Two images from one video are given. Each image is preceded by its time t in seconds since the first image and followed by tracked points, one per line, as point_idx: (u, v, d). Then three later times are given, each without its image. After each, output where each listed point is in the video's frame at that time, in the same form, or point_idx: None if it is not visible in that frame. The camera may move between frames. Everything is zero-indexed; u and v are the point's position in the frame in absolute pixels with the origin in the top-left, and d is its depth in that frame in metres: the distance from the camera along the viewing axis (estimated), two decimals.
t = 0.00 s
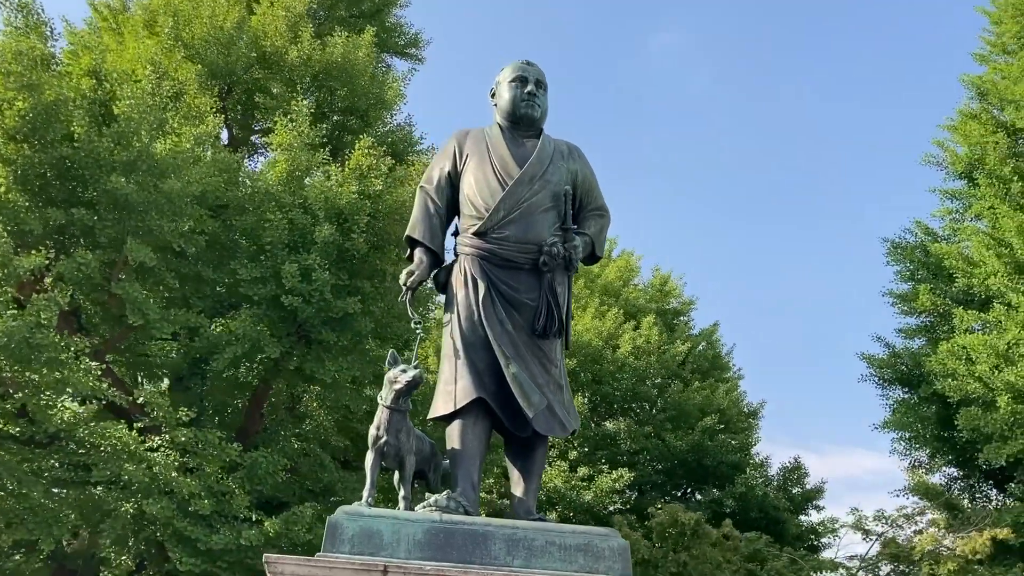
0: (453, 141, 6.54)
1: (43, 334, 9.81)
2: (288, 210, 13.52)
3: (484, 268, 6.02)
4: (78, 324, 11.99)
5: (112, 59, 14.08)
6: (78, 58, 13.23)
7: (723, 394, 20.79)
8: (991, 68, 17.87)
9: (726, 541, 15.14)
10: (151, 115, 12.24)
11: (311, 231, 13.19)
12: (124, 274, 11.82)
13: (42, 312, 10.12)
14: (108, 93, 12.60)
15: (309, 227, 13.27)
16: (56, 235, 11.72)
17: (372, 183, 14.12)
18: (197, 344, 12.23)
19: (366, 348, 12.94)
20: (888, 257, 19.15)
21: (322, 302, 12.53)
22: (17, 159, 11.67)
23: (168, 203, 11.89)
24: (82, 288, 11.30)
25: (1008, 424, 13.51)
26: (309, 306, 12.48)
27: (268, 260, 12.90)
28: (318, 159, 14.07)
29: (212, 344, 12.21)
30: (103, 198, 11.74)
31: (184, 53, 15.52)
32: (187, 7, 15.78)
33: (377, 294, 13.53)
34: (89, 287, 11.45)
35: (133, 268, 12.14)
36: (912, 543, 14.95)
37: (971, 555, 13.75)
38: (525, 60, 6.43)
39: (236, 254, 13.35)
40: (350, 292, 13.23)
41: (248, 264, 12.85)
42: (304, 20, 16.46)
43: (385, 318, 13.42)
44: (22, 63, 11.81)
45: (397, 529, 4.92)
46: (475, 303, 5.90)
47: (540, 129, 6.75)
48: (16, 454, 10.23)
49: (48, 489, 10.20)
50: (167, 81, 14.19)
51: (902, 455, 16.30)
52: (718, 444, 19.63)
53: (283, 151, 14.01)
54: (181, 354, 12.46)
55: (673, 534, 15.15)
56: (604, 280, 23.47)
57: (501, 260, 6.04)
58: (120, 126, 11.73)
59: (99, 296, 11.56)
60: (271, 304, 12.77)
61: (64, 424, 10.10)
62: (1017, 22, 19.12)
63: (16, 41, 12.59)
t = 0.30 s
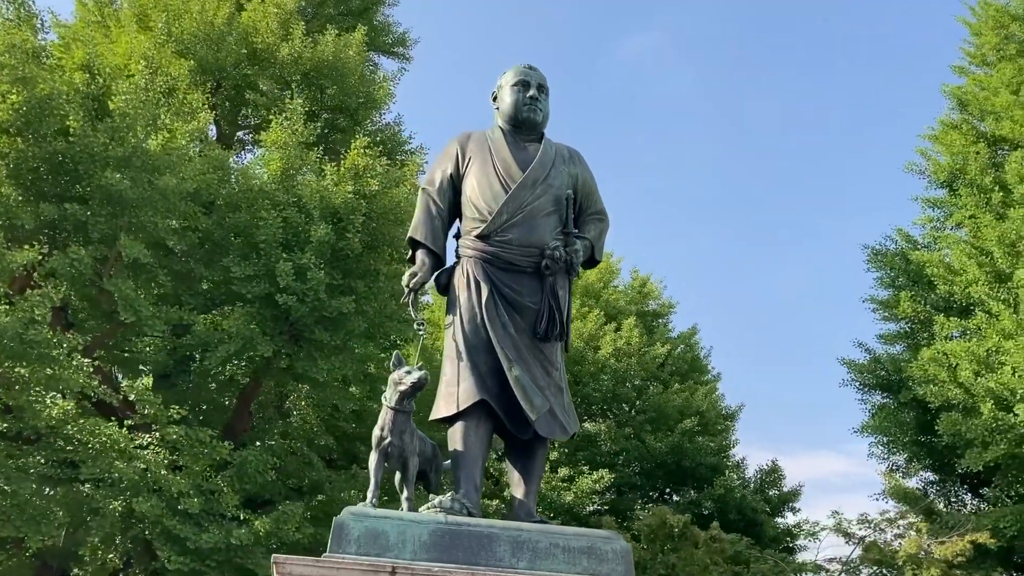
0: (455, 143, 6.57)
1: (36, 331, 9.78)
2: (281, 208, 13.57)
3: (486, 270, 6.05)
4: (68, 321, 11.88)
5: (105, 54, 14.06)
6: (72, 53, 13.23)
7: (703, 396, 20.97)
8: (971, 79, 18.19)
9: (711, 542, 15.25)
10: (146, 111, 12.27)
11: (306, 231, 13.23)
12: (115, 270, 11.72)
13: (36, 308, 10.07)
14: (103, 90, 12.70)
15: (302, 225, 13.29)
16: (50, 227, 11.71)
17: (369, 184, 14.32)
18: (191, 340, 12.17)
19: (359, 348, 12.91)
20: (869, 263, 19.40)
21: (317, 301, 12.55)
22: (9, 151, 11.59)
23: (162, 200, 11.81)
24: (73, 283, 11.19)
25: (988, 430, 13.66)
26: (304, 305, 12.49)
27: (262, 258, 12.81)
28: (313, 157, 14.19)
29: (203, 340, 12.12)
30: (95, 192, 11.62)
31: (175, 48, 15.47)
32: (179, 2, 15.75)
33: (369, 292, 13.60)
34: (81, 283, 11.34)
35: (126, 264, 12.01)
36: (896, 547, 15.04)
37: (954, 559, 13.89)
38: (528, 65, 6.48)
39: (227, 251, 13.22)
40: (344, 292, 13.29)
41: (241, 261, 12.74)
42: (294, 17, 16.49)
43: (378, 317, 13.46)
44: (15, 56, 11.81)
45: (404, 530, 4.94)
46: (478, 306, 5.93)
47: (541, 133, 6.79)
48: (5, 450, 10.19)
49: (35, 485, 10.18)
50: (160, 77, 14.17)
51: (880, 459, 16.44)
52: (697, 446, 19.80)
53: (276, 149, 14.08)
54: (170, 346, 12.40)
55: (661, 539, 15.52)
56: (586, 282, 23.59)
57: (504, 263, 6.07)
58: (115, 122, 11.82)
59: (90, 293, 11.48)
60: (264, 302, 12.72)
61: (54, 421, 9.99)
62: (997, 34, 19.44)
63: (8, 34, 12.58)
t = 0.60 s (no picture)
0: (459, 146, 6.60)
1: (31, 328, 9.80)
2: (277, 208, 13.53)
3: (491, 273, 6.08)
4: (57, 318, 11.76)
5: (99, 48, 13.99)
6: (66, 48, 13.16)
7: (683, 398, 21.13)
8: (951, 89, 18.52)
9: (698, 543, 15.39)
10: (143, 108, 12.25)
11: (303, 231, 13.25)
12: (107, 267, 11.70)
13: (30, 304, 9.97)
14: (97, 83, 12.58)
15: (297, 223, 13.37)
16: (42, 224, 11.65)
17: (364, 183, 14.44)
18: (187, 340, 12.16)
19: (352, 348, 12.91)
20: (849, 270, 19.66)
21: (312, 301, 12.56)
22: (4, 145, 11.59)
23: (160, 197, 11.80)
24: (67, 279, 11.11)
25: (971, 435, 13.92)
26: (299, 305, 12.48)
27: (257, 256, 12.78)
28: (308, 157, 14.23)
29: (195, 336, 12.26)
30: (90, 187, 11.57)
31: (166, 44, 15.41)
32: None
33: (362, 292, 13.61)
34: (73, 279, 11.28)
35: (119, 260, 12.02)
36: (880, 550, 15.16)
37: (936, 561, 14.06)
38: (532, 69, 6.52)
39: (220, 247, 13.12)
40: (338, 291, 13.34)
41: (235, 260, 12.74)
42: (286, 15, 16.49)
43: (372, 317, 13.48)
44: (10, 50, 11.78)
45: (412, 531, 4.97)
46: (482, 307, 5.96)
47: (544, 137, 6.83)
48: None
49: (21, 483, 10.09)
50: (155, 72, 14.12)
51: (860, 462, 16.62)
52: (678, 447, 19.97)
53: (271, 148, 14.12)
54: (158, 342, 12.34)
55: (652, 540, 15.70)
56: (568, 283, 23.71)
57: (508, 266, 6.11)
58: (113, 118, 11.75)
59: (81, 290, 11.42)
60: (258, 301, 12.71)
61: (41, 417, 9.96)
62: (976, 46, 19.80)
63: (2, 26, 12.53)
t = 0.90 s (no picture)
0: (464, 151, 6.63)
1: (25, 324, 9.85)
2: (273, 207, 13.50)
3: (496, 278, 6.12)
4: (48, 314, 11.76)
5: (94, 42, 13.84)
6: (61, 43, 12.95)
7: (664, 400, 21.27)
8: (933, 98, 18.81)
9: (683, 545, 15.55)
10: (139, 105, 12.28)
11: (302, 232, 13.25)
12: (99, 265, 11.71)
13: (26, 302, 9.99)
14: (95, 76, 12.36)
15: (293, 221, 13.29)
16: (36, 220, 11.61)
17: (361, 183, 14.46)
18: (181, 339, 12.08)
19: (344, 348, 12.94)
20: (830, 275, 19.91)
21: (307, 301, 12.54)
22: None
23: (155, 196, 11.92)
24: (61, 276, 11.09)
25: (953, 441, 14.14)
26: (294, 305, 12.47)
27: (253, 256, 12.79)
28: (303, 157, 14.23)
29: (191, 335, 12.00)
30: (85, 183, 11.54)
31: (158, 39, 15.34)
32: None
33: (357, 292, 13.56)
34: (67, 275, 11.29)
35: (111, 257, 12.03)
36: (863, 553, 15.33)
37: (918, 564, 14.25)
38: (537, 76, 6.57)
39: (215, 245, 13.07)
40: (334, 291, 13.25)
41: (229, 259, 12.73)
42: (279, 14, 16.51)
43: (365, 317, 13.51)
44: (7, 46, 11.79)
45: (420, 535, 5.00)
46: (487, 312, 6.00)
47: (547, 143, 6.88)
48: None
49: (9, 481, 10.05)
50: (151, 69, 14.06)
51: (840, 465, 16.82)
52: (657, 449, 20.12)
53: (268, 147, 14.11)
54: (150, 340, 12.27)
55: (641, 542, 15.87)
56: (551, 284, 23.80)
57: (514, 271, 6.14)
58: (111, 115, 11.74)
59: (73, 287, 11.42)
60: (252, 300, 12.68)
61: (34, 415, 9.98)
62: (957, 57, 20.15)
63: None
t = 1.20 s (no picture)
0: (466, 155, 6.67)
1: (21, 321, 9.94)
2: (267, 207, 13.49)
3: (498, 282, 6.16)
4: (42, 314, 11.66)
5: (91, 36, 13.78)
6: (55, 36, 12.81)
7: (645, 401, 21.43)
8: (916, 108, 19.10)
9: (666, 547, 15.71)
10: (135, 103, 12.37)
11: (297, 231, 13.31)
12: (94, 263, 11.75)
13: (22, 298, 10.07)
14: (94, 74, 12.43)
15: (288, 220, 13.35)
16: (32, 215, 11.58)
17: (358, 184, 14.59)
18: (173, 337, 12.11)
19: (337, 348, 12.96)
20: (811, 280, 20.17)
21: (302, 301, 12.59)
22: None
23: (150, 193, 12.04)
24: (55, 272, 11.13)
25: (935, 447, 14.40)
26: (288, 304, 12.50)
27: (247, 255, 12.85)
28: (298, 156, 14.35)
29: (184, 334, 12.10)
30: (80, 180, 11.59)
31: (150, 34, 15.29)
32: None
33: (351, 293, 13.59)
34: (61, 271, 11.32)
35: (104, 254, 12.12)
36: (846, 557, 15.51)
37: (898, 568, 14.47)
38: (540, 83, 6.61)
39: (207, 243, 13.06)
40: (327, 291, 13.29)
41: (223, 258, 12.77)
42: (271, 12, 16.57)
43: (358, 317, 13.54)
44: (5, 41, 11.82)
45: (425, 538, 5.05)
46: (490, 316, 6.05)
47: (548, 148, 6.93)
48: None
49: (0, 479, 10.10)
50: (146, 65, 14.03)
51: (819, 468, 17.04)
52: (638, 449, 20.28)
53: (263, 146, 14.17)
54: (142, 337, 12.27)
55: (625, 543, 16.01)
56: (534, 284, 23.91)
57: (516, 276, 6.19)
58: (108, 111, 11.78)
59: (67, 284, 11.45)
60: (245, 298, 12.69)
61: (27, 411, 9.99)
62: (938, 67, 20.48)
63: None
